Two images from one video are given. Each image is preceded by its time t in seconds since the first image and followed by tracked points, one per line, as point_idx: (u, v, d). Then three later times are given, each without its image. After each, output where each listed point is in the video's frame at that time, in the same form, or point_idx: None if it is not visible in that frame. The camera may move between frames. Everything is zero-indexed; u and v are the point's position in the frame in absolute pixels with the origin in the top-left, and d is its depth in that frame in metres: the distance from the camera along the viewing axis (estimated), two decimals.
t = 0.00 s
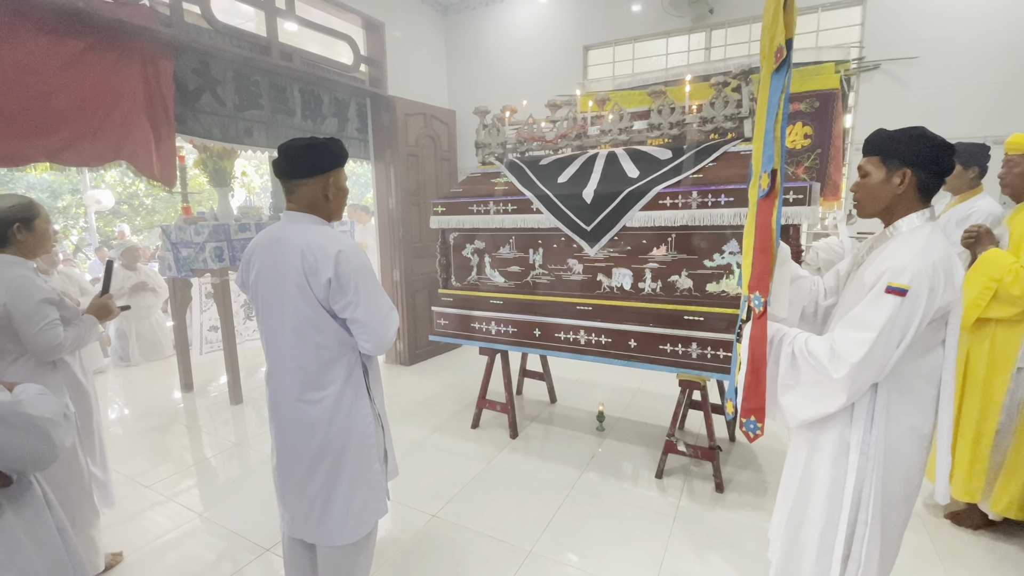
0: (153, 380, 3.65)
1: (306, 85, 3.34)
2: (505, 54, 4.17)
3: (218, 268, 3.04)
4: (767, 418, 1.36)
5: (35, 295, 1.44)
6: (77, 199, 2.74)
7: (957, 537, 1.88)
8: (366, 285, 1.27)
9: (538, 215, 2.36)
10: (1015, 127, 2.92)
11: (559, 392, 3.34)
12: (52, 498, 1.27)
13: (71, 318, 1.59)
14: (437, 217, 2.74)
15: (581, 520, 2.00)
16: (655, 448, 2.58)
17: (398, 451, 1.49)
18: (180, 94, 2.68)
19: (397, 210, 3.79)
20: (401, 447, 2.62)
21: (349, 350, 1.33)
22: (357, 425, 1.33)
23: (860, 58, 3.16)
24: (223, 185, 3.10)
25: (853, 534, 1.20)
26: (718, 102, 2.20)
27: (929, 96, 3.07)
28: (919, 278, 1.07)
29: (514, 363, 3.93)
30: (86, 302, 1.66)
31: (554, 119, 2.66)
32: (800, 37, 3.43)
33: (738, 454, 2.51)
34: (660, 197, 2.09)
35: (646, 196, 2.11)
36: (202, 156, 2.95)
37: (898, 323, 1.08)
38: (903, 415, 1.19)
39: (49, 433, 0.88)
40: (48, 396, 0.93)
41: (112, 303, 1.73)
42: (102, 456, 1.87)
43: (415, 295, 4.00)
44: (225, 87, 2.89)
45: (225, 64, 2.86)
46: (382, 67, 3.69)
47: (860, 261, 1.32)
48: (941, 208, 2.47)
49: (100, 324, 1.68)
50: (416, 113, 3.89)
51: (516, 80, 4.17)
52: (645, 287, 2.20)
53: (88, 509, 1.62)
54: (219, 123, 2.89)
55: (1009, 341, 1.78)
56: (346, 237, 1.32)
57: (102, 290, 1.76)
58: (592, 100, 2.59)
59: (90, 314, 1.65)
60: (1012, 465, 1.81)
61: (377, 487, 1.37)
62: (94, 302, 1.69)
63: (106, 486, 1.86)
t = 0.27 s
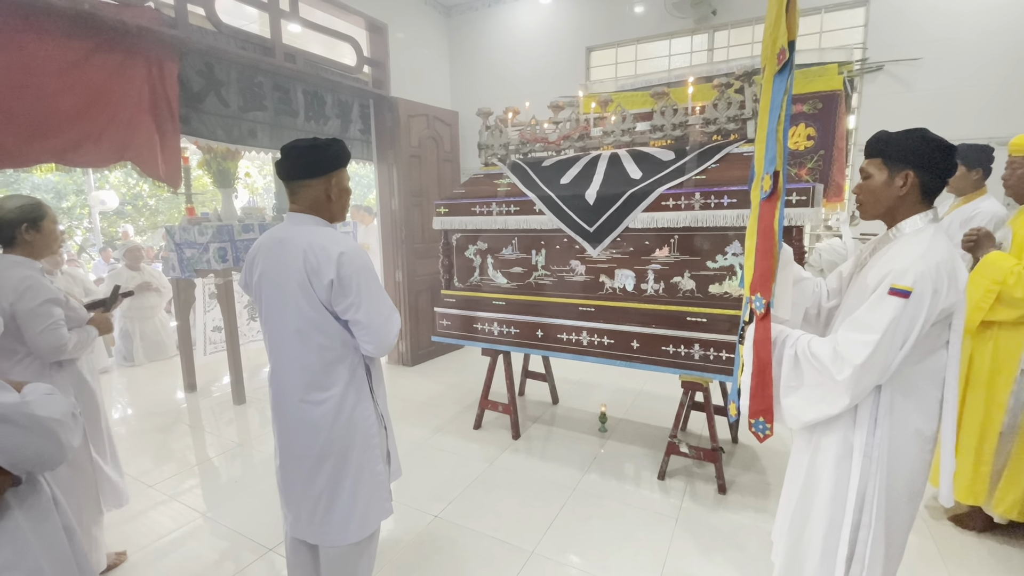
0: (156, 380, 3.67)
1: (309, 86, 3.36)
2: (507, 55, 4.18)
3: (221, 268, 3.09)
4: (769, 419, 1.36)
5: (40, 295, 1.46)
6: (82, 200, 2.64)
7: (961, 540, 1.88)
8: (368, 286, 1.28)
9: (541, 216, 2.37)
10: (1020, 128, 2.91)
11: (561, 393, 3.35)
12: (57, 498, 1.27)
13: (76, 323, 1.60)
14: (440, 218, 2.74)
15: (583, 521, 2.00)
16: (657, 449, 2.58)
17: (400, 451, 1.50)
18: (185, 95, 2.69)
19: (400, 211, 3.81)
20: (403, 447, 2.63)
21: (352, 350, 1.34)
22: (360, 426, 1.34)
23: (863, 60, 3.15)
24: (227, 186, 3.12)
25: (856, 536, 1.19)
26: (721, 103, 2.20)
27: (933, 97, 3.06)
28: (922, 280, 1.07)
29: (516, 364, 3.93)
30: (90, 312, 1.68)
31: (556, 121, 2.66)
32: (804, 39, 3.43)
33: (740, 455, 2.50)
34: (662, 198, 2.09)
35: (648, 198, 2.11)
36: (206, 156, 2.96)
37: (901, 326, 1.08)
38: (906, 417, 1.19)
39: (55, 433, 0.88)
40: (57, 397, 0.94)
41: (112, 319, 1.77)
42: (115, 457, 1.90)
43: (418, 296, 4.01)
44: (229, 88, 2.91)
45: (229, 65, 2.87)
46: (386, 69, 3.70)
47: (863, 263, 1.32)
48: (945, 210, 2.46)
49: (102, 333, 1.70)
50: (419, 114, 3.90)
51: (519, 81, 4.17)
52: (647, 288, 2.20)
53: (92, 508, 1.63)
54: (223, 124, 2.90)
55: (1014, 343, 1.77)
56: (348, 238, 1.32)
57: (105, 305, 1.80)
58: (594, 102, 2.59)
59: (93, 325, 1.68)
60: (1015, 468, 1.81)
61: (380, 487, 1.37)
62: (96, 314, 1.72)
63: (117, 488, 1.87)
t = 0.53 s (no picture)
0: (162, 380, 3.69)
1: (315, 87, 3.37)
2: (511, 56, 4.18)
3: (227, 268, 3.08)
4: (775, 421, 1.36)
5: (49, 296, 1.47)
6: (88, 201, 2.73)
7: (968, 543, 1.87)
8: (374, 287, 1.28)
9: (545, 217, 2.37)
10: None
11: (565, 394, 3.35)
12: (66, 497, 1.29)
13: (85, 323, 1.62)
14: (444, 219, 2.75)
15: (587, 522, 2.00)
16: (662, 451, 2.58)
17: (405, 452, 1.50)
18: (191, 97, 2.71)
19: (404, 212, 3.82)
20: (408, 448, 2.64)
21: (358, 351, 1.35)
22: (365, 427, 1.35)
23: (869, 60, 3.14)
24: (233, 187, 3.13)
25: (862, 539, 1.19)
26: (726, 104, 2.20)
27: (939, 98, 3.05)
28: (929, 282, 1.07)
29: (520, 365, 3.93)
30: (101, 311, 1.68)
31: (561, 122, 2.67)
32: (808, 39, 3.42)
33: (745, 457, 2.50)
34: (667, 200, 2.09)
35: (653, 199, 2.11)
36: (213, 157, 2.93)
37: (908, 328, 1.08)
38: (913, 420, 1.18)
39: (68, 434, 0.89)
40: (70, 397, 0.95)
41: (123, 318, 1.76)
42: (122, 456, 1.91)
43: (422, 297, 4.02)
44: (235, 90, 2.93)
45: (235, 67, 2.89)
46: (390, 70, 3.71)
47: (869, 264, 1.32)
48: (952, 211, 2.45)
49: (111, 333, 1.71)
50: (423, 115, 3.91)
51: (523, 82, 4.18)
52: (652, 289, 2.20)
53: (100, 507, 1.65)
54: (229, 125, 2.92)
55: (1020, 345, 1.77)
56: (354, 240, 1.33)
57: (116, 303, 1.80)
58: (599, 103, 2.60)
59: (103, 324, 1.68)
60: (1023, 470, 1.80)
61: (385, 487, 1.38)
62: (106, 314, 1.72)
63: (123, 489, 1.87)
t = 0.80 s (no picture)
0: (167, 379, 3.71)
1: (319, 88, 3.38)
2: (515, 57, 4.18)
3: (231, 269, 3.07)
4: (779, 423, 1.35)
5: (56, 296, 1.48)
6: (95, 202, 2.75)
7: (974, 545, 1.85)
8: (379, 288, 1.29)
9: (549, 218, 2.37)
10: None
11: (568, 394, 3.34)
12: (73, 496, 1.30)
13: (93, 320, 1.63)
14: (448, 220, 2.76)
15: (591, 523, 2.00)
16: (666, 452, 2.57)
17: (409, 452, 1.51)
18: (197, 98, 2.73)
19: (408, 212, 3.83)
20: (411, 448, 2.65)
21: (362, 352, 1.35)
22: (370, 427, 1.35)
23: (874, 60, 3.13)
24: (238, 187, 3.14)
25: (868, 541, 1.19)
26: (730, 105, 2.20)
27: (945, 98, 3.04)
28: (936, 284, 1.06)
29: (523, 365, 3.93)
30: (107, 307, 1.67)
31: (565, 122, 2.66)
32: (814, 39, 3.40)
33: (749, 458, 2.49)
34: (672, 200, 2.09)
35: (658, 200, 2.11)
36: (218, 158, 3.02)
37: (914, 329, 1.08)
38: (919, 422, 1.18)
39: (78, 433, 0.90)
40: (78, 397, 0.96)
41: (131, 310, 1.74)
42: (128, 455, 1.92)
43: (425, 297, 4.03)
44: (241, 91, 2.94)
45: (240, 68, 2.90)
46: (394, 71, 3.72)
47: (875, 265, 1.31)
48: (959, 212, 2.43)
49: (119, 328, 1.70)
50: (427, 116, 3.91)
51: (527, 83, 4.18)
52: (656, 290, 2.19)
53: (107, 506, 1.66)
54: (234, 126, 2.93)
55: None
56: (360, 240, 1.33)
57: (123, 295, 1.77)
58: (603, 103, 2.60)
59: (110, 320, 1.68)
60: None
61: (389, 488, 1.38)
62: (113, 307, 1.70)
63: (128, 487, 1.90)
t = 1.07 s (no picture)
0: (174, 378, 3.73)
1: (325, 88, 3.39)
2: (520, 56, 4.18)
3: (237, 269, 3.11)
4: (786, 424, 1.34)
5: (65, 295, 1.49)
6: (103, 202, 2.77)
7: (985, 548, 1.83)
8: (385, 288, 1.29)
9: (554, 217, 2.37)
10: None
11: (573, 395, 3.34)
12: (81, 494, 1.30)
13: (99, 321, 1.63)
14: (453, 219, 2.76)
15: (596, 523, 2.00)
16: (671, 452, 2.56)
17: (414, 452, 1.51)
18: (204, 98, 2.74)
19: (413, 212, 3.84)
20: (416, 447, 2.65)
21: (368, 352, 1.35)
22: (375, 427, 1.35)
23: (882, 59, 3.10)
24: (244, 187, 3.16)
25: (876, 544, 1.17)
26: (736, 104, 2.18)
27: (954, 96, 3.01)
28: (946, 283, 1.05)
29: (528, 365, 3.93)
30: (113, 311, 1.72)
31: (570, 122, 2.66)
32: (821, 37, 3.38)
33: (755, 459, 2.48)
34: (677, 199, 2.08)
35: (663, 199, 2.10)
36: (224, 158, 2.99)
37: (924, 329, 1.06)
38: (928, 422, 1.17)
39: (86, 433, 0.91)
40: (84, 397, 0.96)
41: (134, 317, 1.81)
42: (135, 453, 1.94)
43: (430, 297, 4.03)
44: (247, 91, 2.95)
45: (246, 69, 2.92)
46: (399, 70, 3.73)
47: (884, 265, 1.30)
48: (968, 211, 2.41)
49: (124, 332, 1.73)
50: (432, 116, 3.92)
51: (532, 83, 4.18)
52: (662, 290, 2.19)
53: (114, 504, 1.67)
54: (241, 126, 2.94)
55: None
56: (365, 240, 1.34)
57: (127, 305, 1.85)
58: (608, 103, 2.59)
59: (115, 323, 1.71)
60: None
61: (395, 487, 1.38)
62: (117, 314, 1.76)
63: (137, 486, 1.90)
